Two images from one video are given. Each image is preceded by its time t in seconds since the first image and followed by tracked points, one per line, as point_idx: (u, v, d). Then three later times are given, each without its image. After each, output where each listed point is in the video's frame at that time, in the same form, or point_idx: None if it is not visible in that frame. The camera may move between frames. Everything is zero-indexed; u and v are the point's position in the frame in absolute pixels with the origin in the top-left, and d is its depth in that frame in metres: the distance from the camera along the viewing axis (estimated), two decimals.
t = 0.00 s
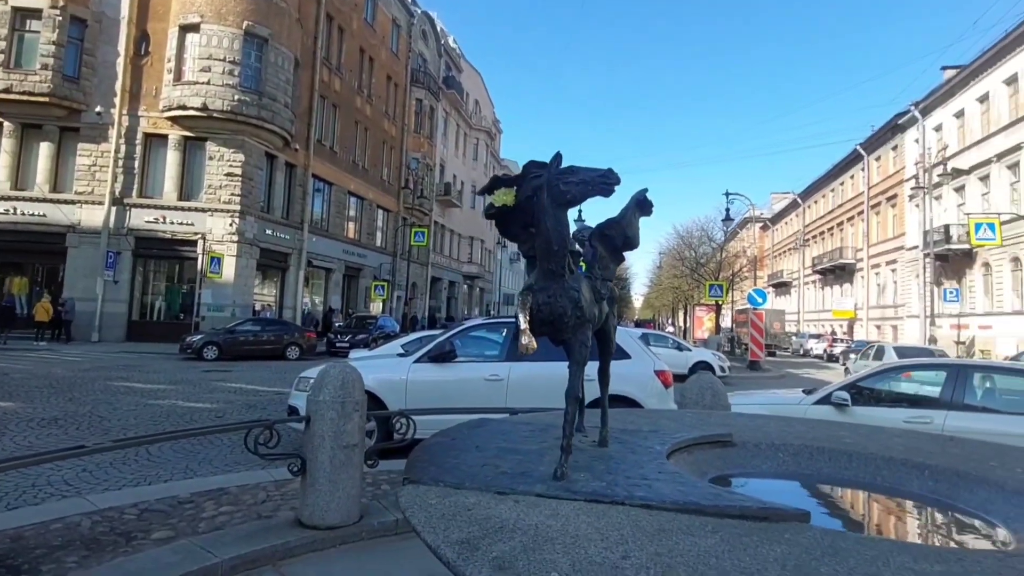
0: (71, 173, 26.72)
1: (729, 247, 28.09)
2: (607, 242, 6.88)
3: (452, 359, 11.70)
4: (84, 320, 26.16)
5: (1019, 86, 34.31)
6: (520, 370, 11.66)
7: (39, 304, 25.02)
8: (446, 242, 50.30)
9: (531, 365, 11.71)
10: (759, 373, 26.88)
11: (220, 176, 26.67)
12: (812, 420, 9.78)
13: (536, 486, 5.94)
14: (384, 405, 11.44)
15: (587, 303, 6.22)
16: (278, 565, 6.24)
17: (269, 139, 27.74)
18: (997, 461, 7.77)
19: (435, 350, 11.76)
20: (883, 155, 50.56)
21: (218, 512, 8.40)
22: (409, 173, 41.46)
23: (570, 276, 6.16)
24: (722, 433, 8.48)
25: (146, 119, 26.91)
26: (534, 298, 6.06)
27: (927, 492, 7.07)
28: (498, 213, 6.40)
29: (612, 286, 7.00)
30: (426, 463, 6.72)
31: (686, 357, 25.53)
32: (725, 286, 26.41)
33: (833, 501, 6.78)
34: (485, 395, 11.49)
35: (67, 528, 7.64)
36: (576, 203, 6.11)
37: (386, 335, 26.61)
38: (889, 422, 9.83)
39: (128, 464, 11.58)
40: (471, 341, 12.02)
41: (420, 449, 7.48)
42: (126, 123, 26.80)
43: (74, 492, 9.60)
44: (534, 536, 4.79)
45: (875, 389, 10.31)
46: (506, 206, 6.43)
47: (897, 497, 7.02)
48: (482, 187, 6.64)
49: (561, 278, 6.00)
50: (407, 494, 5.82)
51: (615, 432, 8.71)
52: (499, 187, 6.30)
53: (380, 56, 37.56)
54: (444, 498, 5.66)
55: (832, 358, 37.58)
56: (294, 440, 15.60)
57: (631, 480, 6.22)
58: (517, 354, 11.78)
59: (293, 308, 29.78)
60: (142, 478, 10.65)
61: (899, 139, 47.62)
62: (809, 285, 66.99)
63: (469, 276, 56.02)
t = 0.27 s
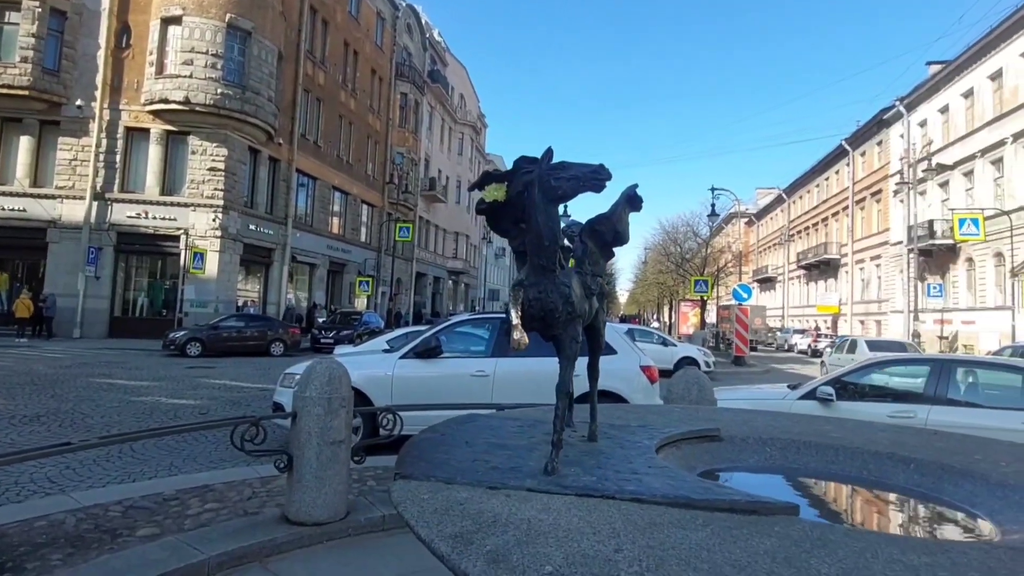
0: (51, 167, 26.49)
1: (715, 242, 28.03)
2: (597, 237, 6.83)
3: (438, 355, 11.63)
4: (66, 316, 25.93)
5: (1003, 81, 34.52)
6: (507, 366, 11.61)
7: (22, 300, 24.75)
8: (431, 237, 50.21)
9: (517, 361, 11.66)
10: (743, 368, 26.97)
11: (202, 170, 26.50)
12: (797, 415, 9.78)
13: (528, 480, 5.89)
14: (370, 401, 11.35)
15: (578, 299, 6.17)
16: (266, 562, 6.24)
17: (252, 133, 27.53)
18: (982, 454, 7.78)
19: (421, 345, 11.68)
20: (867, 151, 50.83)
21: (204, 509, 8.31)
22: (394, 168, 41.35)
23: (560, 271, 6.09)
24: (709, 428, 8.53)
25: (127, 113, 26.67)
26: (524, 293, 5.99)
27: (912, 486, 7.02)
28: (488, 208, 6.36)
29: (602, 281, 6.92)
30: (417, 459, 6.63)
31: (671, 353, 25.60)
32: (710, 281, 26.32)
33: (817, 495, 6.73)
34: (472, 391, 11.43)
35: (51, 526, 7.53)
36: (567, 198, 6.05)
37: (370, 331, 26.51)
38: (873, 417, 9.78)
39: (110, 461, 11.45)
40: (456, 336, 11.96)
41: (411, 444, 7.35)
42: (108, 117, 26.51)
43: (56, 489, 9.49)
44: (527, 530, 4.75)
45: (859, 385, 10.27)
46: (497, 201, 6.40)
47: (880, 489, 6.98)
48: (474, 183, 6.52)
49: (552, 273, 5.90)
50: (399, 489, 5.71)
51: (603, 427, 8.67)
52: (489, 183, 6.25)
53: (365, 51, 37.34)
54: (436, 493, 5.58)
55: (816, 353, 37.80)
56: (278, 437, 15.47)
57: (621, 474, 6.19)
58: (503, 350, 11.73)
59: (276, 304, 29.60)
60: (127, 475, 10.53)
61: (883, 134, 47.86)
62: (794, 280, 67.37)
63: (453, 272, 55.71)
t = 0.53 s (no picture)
0: (36, 165, 26.25)
1: (705, 240, 27.94)
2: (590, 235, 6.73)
3: (429, 353, 11.50)
4: (52, 316, 25.67)
5: (994, 78, 34.53)
6: (498, 364, 11.48)
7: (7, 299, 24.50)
8: (421, 235, 50.03)
9: (509, 359, 11.52)
10: (733, 366, 26.93)
11: (189, 168, 26.25)
12: (790, 413, 9.70)
13: (521, 479, 5.79)
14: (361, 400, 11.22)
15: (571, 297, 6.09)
16: (255, 561, 6.20)
17: (239, 130, 27.32)
18: (972, 451, 7.74)
19: (412, 344, 11.55)
20: (858, 148, 50.85)
21: (194, 509, 8.18)
22: (383, 166, 41.18)
23: (554, 269, 6.01)
24: (702, 425, 8.41)
25: (113, 109, 26.37)
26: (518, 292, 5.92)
27: (902, 483, 6.98)
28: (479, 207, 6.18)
29: (596, 279, 6.75)
30: (410, 457, 6.50)
31: (662, 351, 25.57)
32: (701, 280, 26.10)
33: (808, 492, 6.69)
34: (463, 390, 11.30)
35: (39, 526, 7.40)
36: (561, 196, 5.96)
37: (360, 330, 26.36)
38: (863, 414, 9.72)
39: (96, 462, 11.30)
40: (447, 335, 11.84)
41: (403, 442, 7.23)
42: (93, 114, 26.22)
43: (43, 489, 9.35)
44: (522, 528, 4.67)
45: (850, 382, 10.20)
46: (490, 200, 6.23)
47: (869, 486, 6.93)
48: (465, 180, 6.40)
49: (545, 272, 5.90)
50: (393, 488, 5.59)
51: (595, 425, 8.57)
52: (481, 181, 6.06)
53: (353, 47, 37.10)
54: (430, 491, 5.48)
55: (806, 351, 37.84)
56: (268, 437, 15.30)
57: (614, 472, 6.11)
58: (495, 348, 11.62)
59: (264, 303, 29.45)
60: (116, 476, 10.38)
61: (874, 132, 47.90)
62: (784, 278, 67.47)
63: (442, 270, 55.56)
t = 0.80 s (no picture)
0: (25, 165, 25.93)
1: (700, 240, 27.91)
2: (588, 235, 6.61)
3: (424, 354, 11.39)
4: (43, 317, 25.41)
5: (989, 77, 34.57)
6: (494, 365, 11.37)
7: None
8: (415, 236, 49.87)
9: (504, 359, 11.41)
10: (729, 366, 26.89)
11: (181, 168, 26.07)
12: (786, 412, 9.65)
13: (519, 479, 5.71)
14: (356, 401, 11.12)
15: (569, 297, 5.97)
16: (251, 563, 6.13)
17: (231, 129, 27.09)
18: (966, 449, 7.69)
19: (407, 344, 11.45)
20: (853, 148, 50.91)
21: (188, 511, 8.05)
22: (377, 166, 41.08)
23: (552, 269, 5.90)
24: (697, 425, 8.32)
25: (103, 108, 26.07)
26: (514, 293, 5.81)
27: (897, 481, 6.95)
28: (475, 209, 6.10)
29: (593, 279, 6.63)
30: (407, 458, 6.40)
31: (657, 351, 25.54)
32: (696, 280, 26.07)
33: (803, 491, 6.64)
34: (459, 391, 11.19)
35: (32, 529, 7.28)
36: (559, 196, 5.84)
37: (355, 330, 26.20)
38: (857, 413, 9.71)
39: (89, 465, 11.15)
40: (443, 336, 11.73)
41: (400, 444, 7.11)
42: (83, 113, 25.93)
43: (35, 493, 9.22)
44: (519, 528, 4.59)
45: (844, 381, 10.21)
46: (487, 201, 6.13)
47: (863, 484, 6.89)
48: (460, 182, 6.29)
49: (542, 272, 5.81)
50: (390, 489, 5.49)
51: (592, 426, 8.49)
52: (478, 181, 5.91)
53: (346, 45, 36.85)
54: (426, 492, 5.38)
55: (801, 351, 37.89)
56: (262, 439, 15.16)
57: (612, 472, 6.02)
58: (490, 348, 11.51)
59: (258, 304, 29.26)
60: (109, 479, 10.24)
61: (869, 131, 47.95)
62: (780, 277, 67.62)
63: (437, 270, 55.42)
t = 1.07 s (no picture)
0: (18, 166, 25.57)
1: (701, 240, 27.87)
2: (588, 236, 6.53)
3: (424, 354, 11.25)
4: (38, 319, 25.16)
5: (988, 76, 34.67)
6: (494, 365, 11.24)
7: None
8: (415, 236, 49.60)
9: (505, 360, 11.29)
10: (730, 366, 26.86)
11: (177, 168, 25.75)
12: (786, 412, 9.59)
13: (519, 480, 5.63)
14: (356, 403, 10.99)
15: (569, 297, 5.91)
16: (251, 565, 6.09)
17: (227, 129, 26.83)
18: (964, 448, 7.65)
19: (407, 345, 11.31)
20: (853, 147, 50.98)
21: (187, 514, 7.89)
22: (376, 165, 40.89)
23: (552, 270, 5.85)
24: (697, 424, 8.22)
25: (96, 107, 25.73)
26: (514, 293, 5.77)
27: (896, 480, 6.91)
28: (475, 208, 6.12)
29: (593, 280, 6.53)
30: (408, 459, 6.31)
31: (658, 351, 25.50)
32: (696, 280, 26.03)
33: (803, 490, 6.59)
34: (459, 392, 11.06)
35: (31, 533, 7.13)
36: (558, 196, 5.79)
37: (353, 331, 26.00)
38: (857, 412, 9.66)
39: (88, 468, 10.97)
40: (442, 336, 11.58)
41: (401, 444, 7.03)
42: (77, 112, 25.60)
43: (33, 496, 9.06)
44: (520, 529, 4.54)
45: (844, 380, 10.15)
46: (486, 202, 6.13)
47: (862, 483, 6.85)
48: (460, 184, 6.37)
49: (542, 272, 5.78)
50: (391, 490, 5.42)
51: (592, 426, 8.40)
52: (477, 181, 5.99)
53: (344, 43, 36.57)
54: (426, 494, 5.31)
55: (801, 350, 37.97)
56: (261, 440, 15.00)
57: (612, 473, 5.95)
58: (490, 349, 11.37)
59: (257, 305, 29.04)
60: (107, 481, 10.08)
61: (869, 130, 48.02)
62: (780, 277, 67.77)
63: (437, 271, 55.23)
